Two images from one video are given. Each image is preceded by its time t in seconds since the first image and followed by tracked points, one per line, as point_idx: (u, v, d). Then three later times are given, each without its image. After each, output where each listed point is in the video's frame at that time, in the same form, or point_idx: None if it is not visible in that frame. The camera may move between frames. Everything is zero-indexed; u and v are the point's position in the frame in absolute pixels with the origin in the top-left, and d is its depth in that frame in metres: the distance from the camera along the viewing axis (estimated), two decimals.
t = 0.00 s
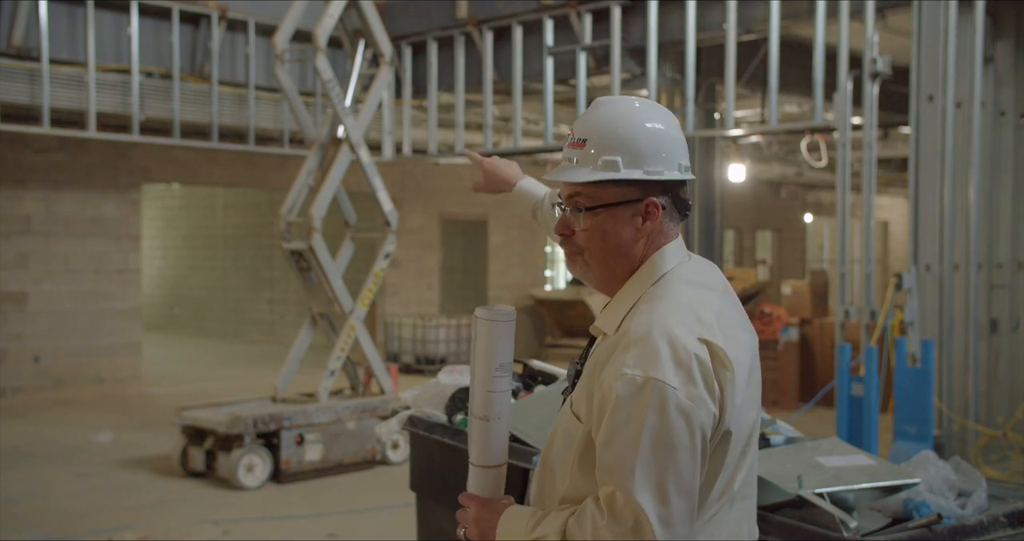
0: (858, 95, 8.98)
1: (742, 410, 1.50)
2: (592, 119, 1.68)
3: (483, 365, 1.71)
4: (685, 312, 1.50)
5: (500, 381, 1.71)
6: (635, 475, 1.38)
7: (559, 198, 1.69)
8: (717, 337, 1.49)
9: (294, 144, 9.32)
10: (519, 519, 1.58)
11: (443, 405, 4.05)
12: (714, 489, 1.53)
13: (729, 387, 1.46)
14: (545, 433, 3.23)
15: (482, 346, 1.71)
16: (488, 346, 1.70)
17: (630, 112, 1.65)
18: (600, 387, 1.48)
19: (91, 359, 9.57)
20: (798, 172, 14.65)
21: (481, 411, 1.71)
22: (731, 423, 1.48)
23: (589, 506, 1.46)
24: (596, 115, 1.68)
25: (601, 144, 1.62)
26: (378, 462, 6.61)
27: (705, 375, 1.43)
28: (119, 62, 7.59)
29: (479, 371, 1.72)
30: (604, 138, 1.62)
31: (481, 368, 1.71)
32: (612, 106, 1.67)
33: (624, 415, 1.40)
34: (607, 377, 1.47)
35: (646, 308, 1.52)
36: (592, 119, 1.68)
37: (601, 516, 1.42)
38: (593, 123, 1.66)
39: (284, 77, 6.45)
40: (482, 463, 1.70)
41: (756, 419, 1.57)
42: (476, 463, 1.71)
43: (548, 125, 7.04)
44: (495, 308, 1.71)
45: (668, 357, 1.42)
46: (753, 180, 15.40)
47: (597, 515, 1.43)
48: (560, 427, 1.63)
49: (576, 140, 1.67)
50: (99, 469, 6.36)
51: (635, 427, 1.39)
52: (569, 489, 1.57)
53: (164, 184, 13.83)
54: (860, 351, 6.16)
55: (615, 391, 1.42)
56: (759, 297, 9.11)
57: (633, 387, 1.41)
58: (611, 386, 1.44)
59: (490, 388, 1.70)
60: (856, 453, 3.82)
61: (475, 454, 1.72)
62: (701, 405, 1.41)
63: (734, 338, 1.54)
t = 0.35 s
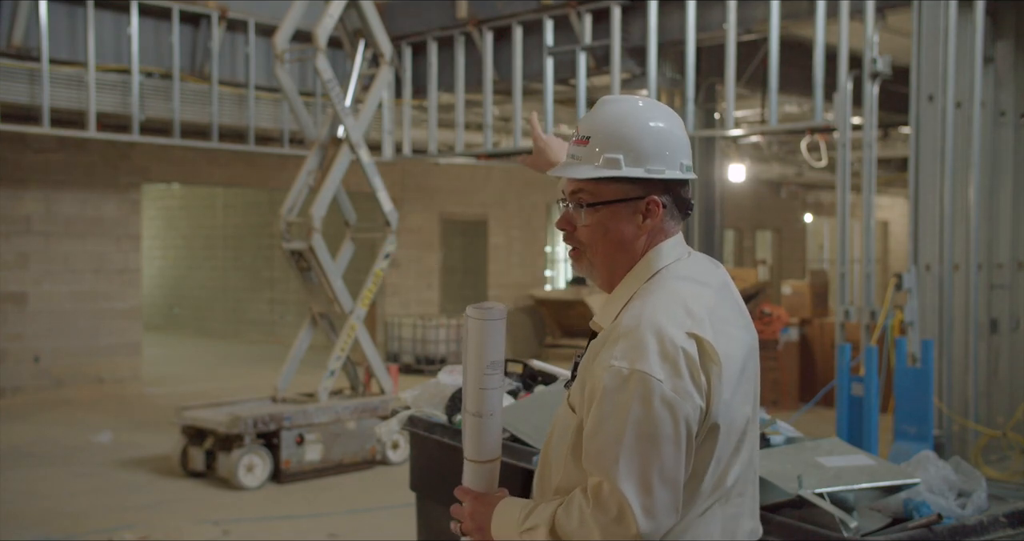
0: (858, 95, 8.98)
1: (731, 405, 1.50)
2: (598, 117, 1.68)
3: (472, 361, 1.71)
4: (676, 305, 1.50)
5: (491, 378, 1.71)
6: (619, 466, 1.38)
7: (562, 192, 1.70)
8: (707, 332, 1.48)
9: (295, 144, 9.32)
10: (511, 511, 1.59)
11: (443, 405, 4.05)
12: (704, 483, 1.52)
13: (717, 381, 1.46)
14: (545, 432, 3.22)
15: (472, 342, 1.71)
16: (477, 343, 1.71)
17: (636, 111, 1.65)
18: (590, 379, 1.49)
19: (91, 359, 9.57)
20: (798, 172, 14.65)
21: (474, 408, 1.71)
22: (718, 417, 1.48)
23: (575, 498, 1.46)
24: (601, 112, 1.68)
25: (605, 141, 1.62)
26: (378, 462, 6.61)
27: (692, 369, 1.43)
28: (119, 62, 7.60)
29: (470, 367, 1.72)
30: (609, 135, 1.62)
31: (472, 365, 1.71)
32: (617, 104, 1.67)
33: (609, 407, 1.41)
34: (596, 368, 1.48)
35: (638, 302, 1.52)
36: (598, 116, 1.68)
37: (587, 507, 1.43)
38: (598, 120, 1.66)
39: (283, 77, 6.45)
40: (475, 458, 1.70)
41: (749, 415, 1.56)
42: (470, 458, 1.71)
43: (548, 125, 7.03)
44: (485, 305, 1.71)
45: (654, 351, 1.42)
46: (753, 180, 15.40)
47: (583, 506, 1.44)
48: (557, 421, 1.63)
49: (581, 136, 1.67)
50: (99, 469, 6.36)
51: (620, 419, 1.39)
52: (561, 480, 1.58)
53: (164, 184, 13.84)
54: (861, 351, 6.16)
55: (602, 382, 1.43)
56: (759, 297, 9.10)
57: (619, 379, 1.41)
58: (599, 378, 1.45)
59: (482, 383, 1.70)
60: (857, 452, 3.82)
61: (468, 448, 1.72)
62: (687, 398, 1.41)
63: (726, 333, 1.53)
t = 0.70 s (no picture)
0: (858, 95, 8.98)
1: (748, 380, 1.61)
2: (585, 124, 1.74)
3: (488, 369, 1.71)
4: (693, 291, 1.61)
5: (506, 385, 1.72)
6: (674, 439, 1.44)
7: (558, 199, 1.72)
8: (722, 312, 1.60)
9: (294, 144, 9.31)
10: (546, 502, 1.59)
11: (443, 405, 4.04)
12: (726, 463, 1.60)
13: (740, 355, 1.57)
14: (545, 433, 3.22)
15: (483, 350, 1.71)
16: (491, 354, 1.70)
17: (624, 114, 1.72)
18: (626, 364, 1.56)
19: (91, 359, 9.57)
20: (798, 172, 14.65)
21: (490, 415, 1.73)
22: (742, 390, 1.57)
23: (624, 477, 1.50)
24: (584, 121, 1.74)
25: (608, 144, 1.68)
26: (378, 462, 6.61)
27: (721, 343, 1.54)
28: (119, 62, 7.59)
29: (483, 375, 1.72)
30: (610, 138, 1.68)
31: (486, 375, 1.71)
32: (599, 109, 1.74)
33: (657, 383, 1.47)
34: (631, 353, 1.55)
35: (656, 289, 1.62)
36: (586, 123, 1.74)
37: (640, 483, 1.47)
38: (588, 126, 1.72)
39: (283, 76, 6.45)
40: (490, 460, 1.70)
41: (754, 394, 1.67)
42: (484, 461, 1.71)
43: (548, 125, 7.03)
44: (496, 316, 1.71)
45: (690, 328, 1.52)
46: (753, 180, 15.40)
47: (636, 485, 1.47)
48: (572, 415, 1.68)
49: (578, 142, 1.71)
50: (99, 469, 6.36)
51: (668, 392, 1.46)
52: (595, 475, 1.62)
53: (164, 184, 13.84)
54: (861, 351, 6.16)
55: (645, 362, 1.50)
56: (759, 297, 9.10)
57: (662, 356, 1.49)
58: (639, 359, 1.52)
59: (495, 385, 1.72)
60: (857, 453, 3.83)
61: (480, 450, 1.73)
62: (722, 368, 1.50)
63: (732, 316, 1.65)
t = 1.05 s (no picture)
0: (858, 95, 8.98)
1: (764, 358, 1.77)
2: (579, 123, 1.80)
3: (520, 380, 1.62)
4: (709, 282, 1.75)
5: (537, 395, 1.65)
6: (740, 418, 1.56)
7: (562, 197, 1.79)
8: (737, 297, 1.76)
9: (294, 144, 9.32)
10: (607, 490, 1.63)
11: (444, 405, 4.11)
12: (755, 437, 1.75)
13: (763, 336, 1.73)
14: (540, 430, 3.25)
15: (507, 357, 1.62)
16: (519, 365, 1.60)
17: (612, 114, 1.81)
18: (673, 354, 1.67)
19: (91, 359, 9.57)
20: (798, 172, 14.64)
21: (519, 423, 1.66)
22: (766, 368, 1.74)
23: (688, 459, 1.60)
24: (576, 121, 1.81)
25: (610, 139, 1.76)
26: (378, 462, 6.62)
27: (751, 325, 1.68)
28: (119, 62, 7.59)
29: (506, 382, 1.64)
30: (611, 134, 1.77)
31: (518, 388, 1.63)
32: (586, 110, 1.82)
33: (714, 367, 1.59)
34: (676, 344, 1.66)
35: (678, 284, 1.74)
36: (580, 122, 1.80)
37: (711, 465, 1.57)
38: (585, 124, 1.79)
39: (283, 77, 6.45)
40: (517, 460, 1.67)
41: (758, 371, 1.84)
42: (510, 467, 1.68)
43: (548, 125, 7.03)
44: (529, 325, 1.61)
45: (726, 313, 1.65)
46: (753, 181, 15.40)
47: (707, 465, 1.57)
48: (602, 412, 1.77)
49: (581, 137, 1.77)
50: (99, 469, 6.36)
51: (726, 373, 1.58)
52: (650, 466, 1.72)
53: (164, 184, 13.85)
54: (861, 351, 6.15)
55: (697, 348, 1.61)
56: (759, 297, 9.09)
57: (713, 342, 1.61)
58: (689, 348, 1.63)
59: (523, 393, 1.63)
60: (856, 453, 3.83)
61: (504, 453, 1.69)
62: (761, 347, 1.65)
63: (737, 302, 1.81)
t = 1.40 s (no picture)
0: (858, 95, 8.98)
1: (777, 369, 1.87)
2: (601, 112, 1.84)
3: (536, 379, 1.58)
4: (732, 291, 1.82)
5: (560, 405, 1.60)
6: (775, 429, 1.63)
7: (577, 186, 1.83)
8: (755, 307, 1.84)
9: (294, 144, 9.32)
10: (638, 512, 1.63)
11: (444, 406, 4.11)
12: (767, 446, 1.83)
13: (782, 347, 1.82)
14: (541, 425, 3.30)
15: (523, 359, 1.58)
16: (529, 364, 1.58)
17: (637, 106, 1.84)
18: (704, 362, 1.72)
19: (91, 359, 9.57)
20: (798, 172, 14.64)
21: (548, 441, 1.60)
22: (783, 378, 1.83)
23: (719, 469, 1.65)
24: (598, 110, 1.84)
25: (631, 131, 1.80)
26: (378, 462, 6.61)
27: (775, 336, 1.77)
28: (119, 62, 7.59)
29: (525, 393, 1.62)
30: (633, 126, 1.80)
31: (537, 395, 1.59)
32: (612, 101, 1.85)
33: (749, 380, 1.66)
34: (709, 353, 1.72)
35: (703, 293, 1.80)
36: (602, 111, 1.84)
37: (746, 477, 1.62)
38: (607, 114, 1.82)
39: (284, 77, 6.46)
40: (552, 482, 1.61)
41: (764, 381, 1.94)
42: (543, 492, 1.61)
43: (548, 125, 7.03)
44: (543, 324, 1.57)
45: (755, 323, 1.73)
46: (753, 181, 15.39)
47: (739, 477, 1.62)
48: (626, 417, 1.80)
49: (601, 127, 1.81)
50: (99, 469, 6.36)
51: (761, 384, 1.66)
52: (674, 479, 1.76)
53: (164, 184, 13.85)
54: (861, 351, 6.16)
55: (732, 356, 1.68)
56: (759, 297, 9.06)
57: (747, 351, 1.68)
58: (723, 357, 1.69)
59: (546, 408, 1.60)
60: (856, 453, 3.83)
61: (536, 475, 1.62)
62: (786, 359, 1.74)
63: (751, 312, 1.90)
